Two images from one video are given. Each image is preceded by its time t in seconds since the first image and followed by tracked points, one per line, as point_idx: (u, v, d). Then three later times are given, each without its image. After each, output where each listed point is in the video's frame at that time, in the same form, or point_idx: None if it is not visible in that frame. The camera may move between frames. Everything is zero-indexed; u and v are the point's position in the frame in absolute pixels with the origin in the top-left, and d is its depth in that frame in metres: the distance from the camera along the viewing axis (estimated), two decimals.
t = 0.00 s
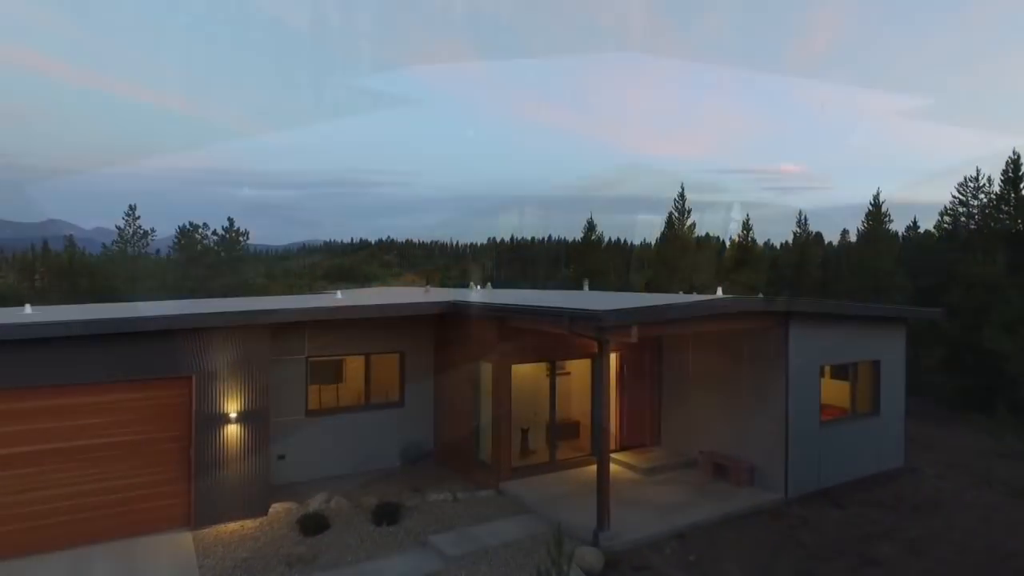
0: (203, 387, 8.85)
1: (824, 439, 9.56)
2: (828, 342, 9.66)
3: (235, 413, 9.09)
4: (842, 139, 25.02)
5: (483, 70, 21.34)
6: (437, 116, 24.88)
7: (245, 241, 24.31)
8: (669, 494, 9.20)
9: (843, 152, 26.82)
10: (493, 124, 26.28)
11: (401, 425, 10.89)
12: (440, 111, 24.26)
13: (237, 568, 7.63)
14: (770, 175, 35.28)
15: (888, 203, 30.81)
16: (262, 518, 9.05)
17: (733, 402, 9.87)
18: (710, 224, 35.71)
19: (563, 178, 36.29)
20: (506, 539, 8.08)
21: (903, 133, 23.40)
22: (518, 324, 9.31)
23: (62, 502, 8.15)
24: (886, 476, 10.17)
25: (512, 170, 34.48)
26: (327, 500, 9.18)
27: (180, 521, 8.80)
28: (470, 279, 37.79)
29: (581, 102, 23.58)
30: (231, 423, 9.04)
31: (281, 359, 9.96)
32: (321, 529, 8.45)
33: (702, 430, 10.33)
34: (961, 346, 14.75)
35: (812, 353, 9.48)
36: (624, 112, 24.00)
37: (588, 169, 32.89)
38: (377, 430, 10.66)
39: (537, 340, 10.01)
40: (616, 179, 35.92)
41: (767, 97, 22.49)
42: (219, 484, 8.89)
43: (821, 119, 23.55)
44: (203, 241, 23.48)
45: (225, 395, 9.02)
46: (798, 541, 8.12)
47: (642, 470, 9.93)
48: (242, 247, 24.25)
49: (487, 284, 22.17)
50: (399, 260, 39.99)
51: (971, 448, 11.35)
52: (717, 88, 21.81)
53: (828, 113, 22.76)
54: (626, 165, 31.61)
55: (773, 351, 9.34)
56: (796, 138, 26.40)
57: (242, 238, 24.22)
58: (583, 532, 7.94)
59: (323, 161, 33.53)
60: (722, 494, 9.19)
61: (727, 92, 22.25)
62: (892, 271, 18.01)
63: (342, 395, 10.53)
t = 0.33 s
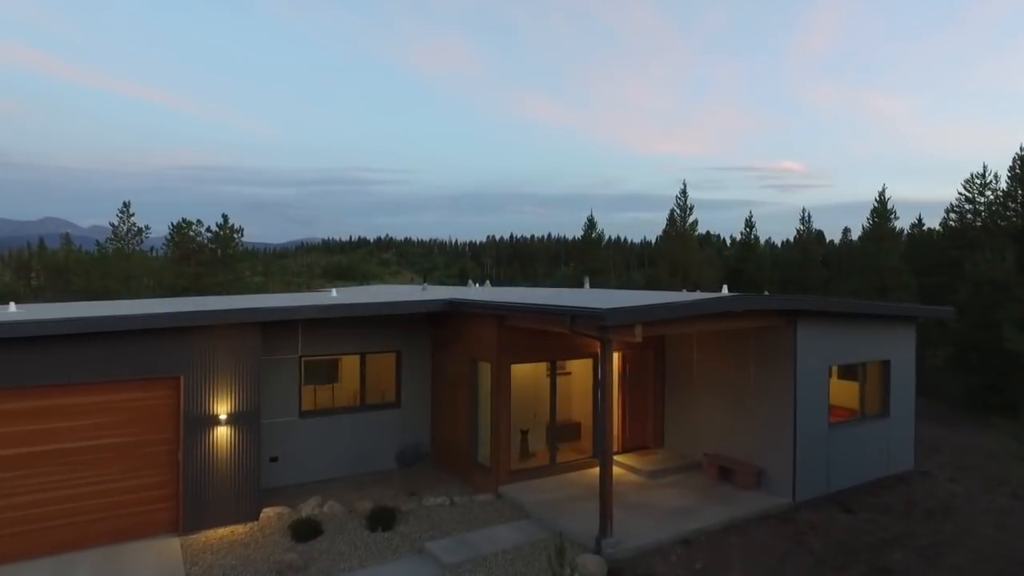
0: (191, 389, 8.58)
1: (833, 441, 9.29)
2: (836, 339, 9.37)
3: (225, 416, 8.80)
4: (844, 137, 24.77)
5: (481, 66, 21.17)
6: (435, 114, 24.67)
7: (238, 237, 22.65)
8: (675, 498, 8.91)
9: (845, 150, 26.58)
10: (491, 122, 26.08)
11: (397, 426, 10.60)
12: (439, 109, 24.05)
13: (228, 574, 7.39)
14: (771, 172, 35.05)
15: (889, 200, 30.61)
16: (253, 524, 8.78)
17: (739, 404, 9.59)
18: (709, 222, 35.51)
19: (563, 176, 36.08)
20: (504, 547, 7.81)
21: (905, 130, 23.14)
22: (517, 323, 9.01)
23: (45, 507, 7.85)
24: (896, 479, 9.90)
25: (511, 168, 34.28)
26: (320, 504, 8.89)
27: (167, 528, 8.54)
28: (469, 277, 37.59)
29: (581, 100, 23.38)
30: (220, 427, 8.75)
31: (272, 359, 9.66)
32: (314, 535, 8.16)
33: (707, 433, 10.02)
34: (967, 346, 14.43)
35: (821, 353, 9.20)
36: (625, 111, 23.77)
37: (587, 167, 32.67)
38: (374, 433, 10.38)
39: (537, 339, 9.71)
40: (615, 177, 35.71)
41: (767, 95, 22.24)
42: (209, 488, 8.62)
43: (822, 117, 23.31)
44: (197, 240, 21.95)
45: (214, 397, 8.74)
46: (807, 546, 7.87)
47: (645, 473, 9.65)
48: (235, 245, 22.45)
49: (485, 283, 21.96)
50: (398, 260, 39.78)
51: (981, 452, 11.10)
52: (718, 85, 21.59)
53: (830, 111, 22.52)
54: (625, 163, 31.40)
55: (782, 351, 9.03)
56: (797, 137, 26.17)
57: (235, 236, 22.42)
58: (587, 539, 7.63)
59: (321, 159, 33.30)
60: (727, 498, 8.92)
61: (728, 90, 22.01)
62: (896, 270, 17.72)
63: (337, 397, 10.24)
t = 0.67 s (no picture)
0: (176, 389, 8.23)
1: (844, 443, 8.94)
2: (846, 337, 9.03)
3: (212, 417, 8.44)
4: (849, 134, 24.40)
5: (480, 62, 20.83)
6: (433, 110, 24.33)
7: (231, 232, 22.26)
8: (680, 502, 8.57)
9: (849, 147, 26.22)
10: (491, 118, 25.69)
11: (392, 427, 10.24)
12: (437, 105, 23.69)
13: None
14: (773, 168, 34.66)
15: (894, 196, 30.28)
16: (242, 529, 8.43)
17: (747, 405, 9.24)
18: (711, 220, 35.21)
19: (563, 173, 35.72)
20: (502, 553, 7.47)
21: (912, 126, 22.81)
22: (517, 321, 8.66)
23: (27, 512, 7.53)
24: (909, 481, 9.56)
25: (511, 164, 33.92)
26: (312, 510, 8.54)
27: (153, 533, 8.20)
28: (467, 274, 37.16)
29: (582, 96, 23.00)
30: (207, 428, 8.39)
31: (261, 357, 9.31)
32: (304, 542, 7.81)
33: (712, 434, 9.67)
34: (976, 344, 14.12)
35: (831, 353, 8.85)
36: (626, 107, 23.41)
37: (587, 163, 32.32)
38: (368, 434, 10.04)
39: (536, 337, 9.35)
40: (616, 174, 35.33)
41: (771, 91, 21.86)
42: (195, 492, 8.26)
43: (825, 113, 23.00)
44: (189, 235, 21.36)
45: (201, 398, 8.38)
46: (818, 552, 7.55)
47: (648, 477, 9.30)
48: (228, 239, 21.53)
49: (484, 280, 21.62)
50: (395, 256, 39.42)
51: (996, 453, 10.77)
52: (721, 81, 21.21)
53: (836, 107, 22.16)
54: (626, 159, 31.11)
55: (791, 349, 8.68)
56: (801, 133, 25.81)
57: (228, 229, 21.46)
58: (588, 547, 7.29)
59: (319, 155, 32.90)
60: (735, 503, 8.58)
61: (731, 86, 21.64)
62: (903, 266, 17.38)
63: (331, 397, 9.90)
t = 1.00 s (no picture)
0: (160, 388, 7.83)
1: (857, 445, 8.58)
2: (858, 335, 8.66)
3: (197, 418, 8.04)
4: (853, 129, 24.01)
5: (481, 57, 20.49)
6: (431, 105, 23.97)
7: (223, 227, 21.90)
8: (687, 507, 8.21)
9: (853, 142, 25.82)
10: (489, 112, 25.28)
11: (386, 428, 9.87)
12: (434, 100, 23.34)
13: None
14: (775, 163, 34.27)
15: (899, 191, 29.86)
16: (227, 535, 8.04)
17: (755, 404, 8.87)
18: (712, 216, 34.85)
19: (563, 168, 35.31)
20: (500, 561, 7.10)
21: (918, 121, 22.41)
22: (515, 317, 8.29)
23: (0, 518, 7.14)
24: (924, 484, 9.20)
25: (510, 159, 33.48)
26: (301, 515, 8.16)
27: (134, 540, 7.80)
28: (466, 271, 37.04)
29: (582, 91, 22.60)
30: (191, 429, 7.99)
31: (249, 355, 8.93)
32: (293, 549, 7.43)
33: (719, 435, 9.30)
34: (986, 341, 13.77)
35: (843, 351, 8.48)
36: (625, 101, 23.00)
37: (587, 158, 31.91)
38: (361, 435, 9.66)
39: (535, 334, 8.97)
40: (616, 169, 34.93)
41: (775, 85, 21.46)
42: (179, 496, 7.88)
43: (827, 109, 22.67)
44: (179, 228, 21.03)
45: (185, 397, 7.98)
46: (831, 560, 7.18)
47: (652, 479, 8.92)
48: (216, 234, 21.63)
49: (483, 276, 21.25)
50: (392, 251, 39.02)
51: (1012, 454, 10.43)
52: (723, 75, 20.80)
53: (841, 102, 21.76)
54: (626, 154, 30.75)
55: (802, 347, 8.31)
56: (804, 129, 25.41)
57: (218, 224, 21.60)
58: (591, 556, 6.92)
59: (315, 150, 32.48)
60: (744, 507, 8.21)
61: (735, 80, 21.24)
62: (911, 262, 17.04)
63: (324, 396, 9.52)
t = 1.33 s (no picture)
0: (139, 388, 7.40)
1: (871, 448, 8.18)
2: (872, 333, 8.26)
3: (179, 420, 7.61)
4: (856, 124, 23.63)
5: (480, 50, 20.08)
6: (428, 100, 23.58)
7: (212, 220, 21.43)
8: (693, 513, 7.81)
9: (855, 137, 25.44)
10: (486, 107, 24.85)
11: (378, 429, 9.46)
12: (431, 94, 22.94)
13: None
14: (776, 158, 33.89)
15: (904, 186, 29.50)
16: (210, 543, 7.63)
17: (763, 406, 8.47)
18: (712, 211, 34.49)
19: (561, 162, 34.89)
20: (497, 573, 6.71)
21: (923, 116, 22.05)
22: (513, 315, 7.89)
23: None
24: (938, 489, 8.81)
25: (508, 154, 33.08)
26: (289, 522, 7.74)
27: (111, 548, 7.38)
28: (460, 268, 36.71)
29: (582, 85, 22.18)
30: (172, 432, 7.56)
31: (236, 354, 8.53)
32: (278, 559, 7.02)
33: (726, 437, 8.90)
34: (999, 338, 13.39)
35: (856, 350, 8.08)
36: (623, 95, 22.57)
37: (585, 153, 31.49)
38: (352, 437, 9.26)
39: (533, 332, 8.57)
40: (615, 163, 34.53)
41: (778, 79, 21.06)
42: (159, 502, 7.46)
43: (830, 103, 22.29)
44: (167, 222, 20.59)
45: (167, 398, 7.55)
46: (846, 570, 6.79)
47: (656, 484, 8.52)
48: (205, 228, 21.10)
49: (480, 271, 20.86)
50: (388, 247, 38.59)
51: None
52: (725, 68, 20.37)
53: (846, 97, 21.37)
54: (625, 149, 30.37)
55: (813, 346, 7.91)
56: (806, 124, 25.03)
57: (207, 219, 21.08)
58: (594, 567, 6.53)
59: (310, 144, 32.03)
60: (753, 514, 7.81)
61: (736, 74, 20.83)
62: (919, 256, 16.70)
63: (314, 396, 9.12)
